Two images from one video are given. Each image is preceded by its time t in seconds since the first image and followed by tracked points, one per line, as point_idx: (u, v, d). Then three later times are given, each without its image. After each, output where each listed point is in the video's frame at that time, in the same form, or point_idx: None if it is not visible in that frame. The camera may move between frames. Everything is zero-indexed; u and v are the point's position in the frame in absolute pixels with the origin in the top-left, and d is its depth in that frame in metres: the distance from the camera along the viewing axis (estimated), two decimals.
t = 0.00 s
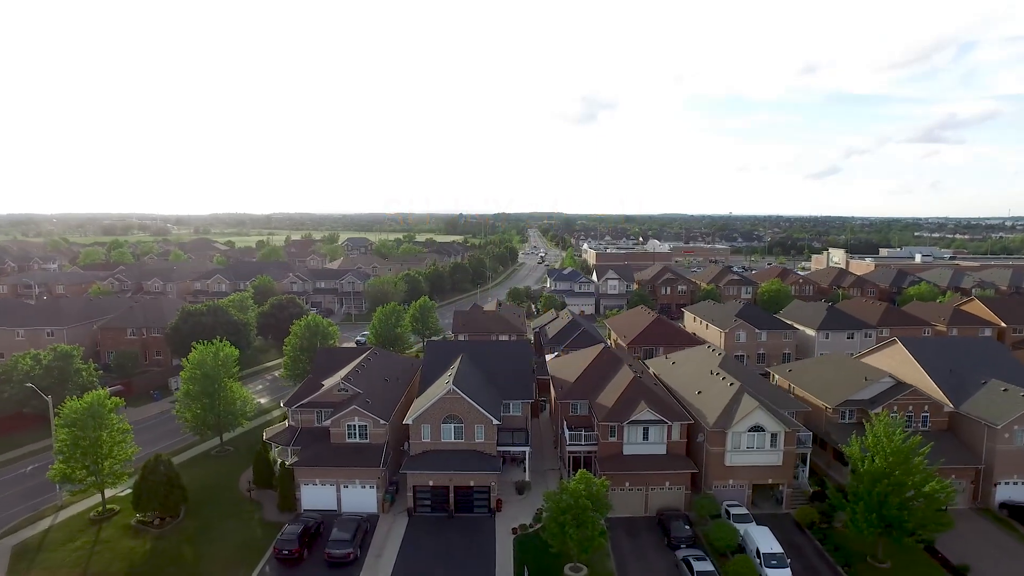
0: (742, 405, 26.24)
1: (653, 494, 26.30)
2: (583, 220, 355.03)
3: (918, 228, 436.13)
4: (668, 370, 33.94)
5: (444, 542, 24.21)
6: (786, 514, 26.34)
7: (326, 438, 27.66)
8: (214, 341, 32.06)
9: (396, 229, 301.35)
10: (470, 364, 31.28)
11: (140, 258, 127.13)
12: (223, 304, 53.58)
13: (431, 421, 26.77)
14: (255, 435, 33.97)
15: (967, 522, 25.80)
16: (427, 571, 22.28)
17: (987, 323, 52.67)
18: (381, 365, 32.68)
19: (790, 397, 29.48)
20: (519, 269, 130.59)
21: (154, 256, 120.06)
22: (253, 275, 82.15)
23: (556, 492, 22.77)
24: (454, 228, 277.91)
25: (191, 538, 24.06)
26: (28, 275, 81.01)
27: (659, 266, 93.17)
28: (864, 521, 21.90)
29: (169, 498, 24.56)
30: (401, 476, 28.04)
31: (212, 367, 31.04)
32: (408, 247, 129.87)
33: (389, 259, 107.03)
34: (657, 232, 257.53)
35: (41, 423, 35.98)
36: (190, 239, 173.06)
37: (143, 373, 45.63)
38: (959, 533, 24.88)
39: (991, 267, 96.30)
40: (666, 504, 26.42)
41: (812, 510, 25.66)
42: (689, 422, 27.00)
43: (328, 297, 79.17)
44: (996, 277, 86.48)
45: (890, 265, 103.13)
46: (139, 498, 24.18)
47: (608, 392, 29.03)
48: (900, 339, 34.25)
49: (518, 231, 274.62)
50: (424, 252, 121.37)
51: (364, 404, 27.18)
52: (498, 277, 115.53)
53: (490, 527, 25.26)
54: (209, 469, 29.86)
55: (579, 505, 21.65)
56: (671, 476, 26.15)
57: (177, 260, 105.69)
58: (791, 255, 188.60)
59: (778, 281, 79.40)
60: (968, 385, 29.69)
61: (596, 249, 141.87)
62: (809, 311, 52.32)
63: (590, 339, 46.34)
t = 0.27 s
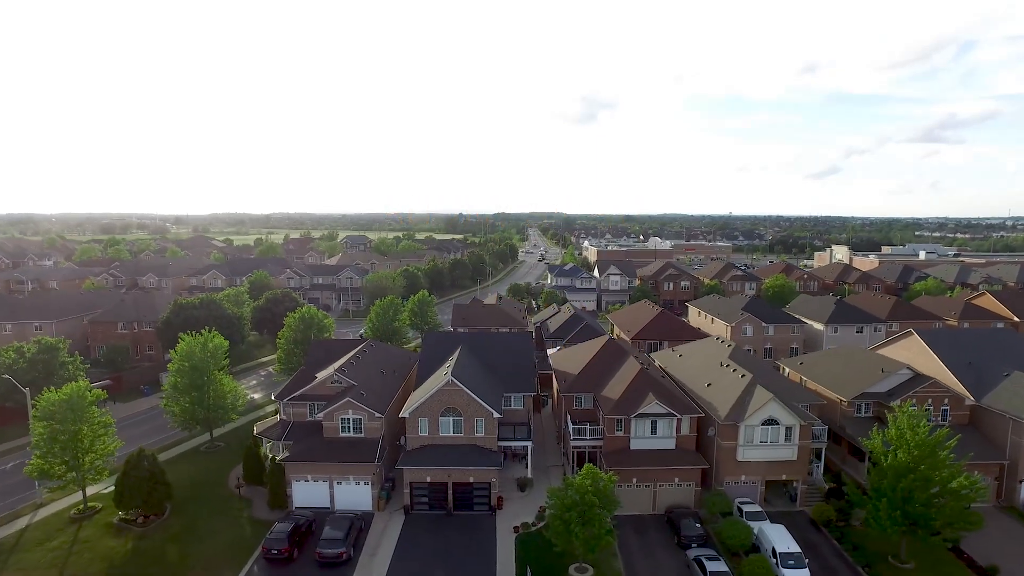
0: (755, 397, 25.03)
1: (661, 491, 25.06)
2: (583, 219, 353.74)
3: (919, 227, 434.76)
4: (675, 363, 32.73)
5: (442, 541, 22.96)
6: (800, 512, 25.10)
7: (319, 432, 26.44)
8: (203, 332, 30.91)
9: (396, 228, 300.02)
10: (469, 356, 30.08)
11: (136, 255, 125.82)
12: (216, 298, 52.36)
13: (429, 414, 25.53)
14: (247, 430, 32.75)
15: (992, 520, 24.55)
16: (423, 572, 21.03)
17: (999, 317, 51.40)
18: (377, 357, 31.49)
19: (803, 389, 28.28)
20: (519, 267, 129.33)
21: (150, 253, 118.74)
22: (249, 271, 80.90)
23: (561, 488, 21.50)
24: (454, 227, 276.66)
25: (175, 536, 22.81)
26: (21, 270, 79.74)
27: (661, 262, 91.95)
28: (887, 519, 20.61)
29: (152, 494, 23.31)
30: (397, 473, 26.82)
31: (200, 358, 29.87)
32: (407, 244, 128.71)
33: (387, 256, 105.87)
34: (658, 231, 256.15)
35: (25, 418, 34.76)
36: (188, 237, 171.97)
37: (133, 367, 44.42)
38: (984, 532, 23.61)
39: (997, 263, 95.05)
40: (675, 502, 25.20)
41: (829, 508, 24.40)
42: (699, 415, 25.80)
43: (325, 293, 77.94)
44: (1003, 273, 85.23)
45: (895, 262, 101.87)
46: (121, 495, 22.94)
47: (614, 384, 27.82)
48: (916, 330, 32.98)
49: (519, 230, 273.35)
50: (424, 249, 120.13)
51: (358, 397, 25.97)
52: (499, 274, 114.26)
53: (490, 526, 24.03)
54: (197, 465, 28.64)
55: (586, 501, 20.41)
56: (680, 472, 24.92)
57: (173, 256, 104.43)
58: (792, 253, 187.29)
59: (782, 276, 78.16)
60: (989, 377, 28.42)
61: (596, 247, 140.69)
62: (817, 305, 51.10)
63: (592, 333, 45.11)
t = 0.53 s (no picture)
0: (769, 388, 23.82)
1: (671, 487, 23.83)
2: (584, 217, 352.45)
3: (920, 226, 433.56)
4: (683, 354, 31.50)
5: (440, 540, 21.72)
6: (817, 508, 23.86)
7: (311, 425, 25.20)
8: (191, 322, 29.69)
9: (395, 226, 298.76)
10: (469, 346, 28.86)
11: (132, 252, 124.44)
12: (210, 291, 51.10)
13: (427, 406, 24.26)
14: (237, 425, 31.47)
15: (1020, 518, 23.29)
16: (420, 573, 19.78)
17: (1013, 311, 50.10)
18: (373, 349, 30.29)
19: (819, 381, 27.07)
20: (520, 264, 128.04)
21: (147, 249, 117.38)
22: (246, 267, 79.65)
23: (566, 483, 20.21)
24: (454, 225, 275.36)
25: (158, 534, 21.57)
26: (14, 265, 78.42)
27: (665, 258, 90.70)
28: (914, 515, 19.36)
29: (134, 490, 22.08)
30: (393, 468, 25.57)
31: (188, 350, 28.58)
32: (407, 241, 127.43)
33: (386, 252, 104.74)
34: (659, 229, 254.82)
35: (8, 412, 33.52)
36: (186, 234, 170.97)
37: (124, 362, 43.20)
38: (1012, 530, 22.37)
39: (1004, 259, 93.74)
40: (686, 498, 23.97)
41: (848, 505, 23.17)
42: (710, 407, 24.56)
43: (323, 288, 76.69)
44: (1011, 269, 83.93)
45: (901, 258, 100.53)
46: (100, 491, 21.70)
47: (621, 376, 26.59)
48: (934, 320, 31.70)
49: (519, 229, 272.15)
50: (423, 246, 118.84)
51: (352, 388, 24.74)
52: (499, 271, 113.03)
53: (492, 524, 22.79)
54: (184, 460, 27.40)
55: (593, 497, 19.13)
56: (691, 467, 23.70)
57: (170, 253, 103.25)
58: (794, 251, 185.90)
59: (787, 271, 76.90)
60: (1013, 368, 27.20)
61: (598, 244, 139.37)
62: (825, 298, 49.86)
63: (596, 326, 43.86)
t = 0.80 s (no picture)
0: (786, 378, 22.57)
1: (682, 482, 22.57)
2: (584, 216, 351.01)
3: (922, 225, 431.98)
4: (692, 345, 30.25)
5: (439, 538, 20.43)
6: (837, 505, 22.59)
7: (303, 417, 23.94)
8: (179, 310, 28.39)
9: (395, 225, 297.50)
10: (469, 335, 27.60)
11: (128, 249, 123.01)
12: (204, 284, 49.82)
13: (424, 396, 22.99)
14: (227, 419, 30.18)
15: None
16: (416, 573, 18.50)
17: None
18: (368, 339, 29.05)
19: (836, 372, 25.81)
20: (521, 261, 126.72)
21: (143, 246, 116.05)
22: (242, 262, 78.37)
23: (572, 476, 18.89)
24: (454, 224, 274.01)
25: (138, 531, 20.30)
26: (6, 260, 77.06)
27: (668, 253, 89.38)
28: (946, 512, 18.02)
29: (114, 485, 20.80)
30: (390, 463, 24.31)
31: (175, 339, 27.29)
32: (406, 238, 126.06)
33: (385, 248, 103.40)
34: (659, 228, 253.38)
35: None
36: (183, 232, 169.48)
37: (113, 356, 41.93)
38: None
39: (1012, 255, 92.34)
40: (697, 494, 22.71)
41: (870, 501, 21.91)
42: (723, 398, 23.31)
43: (320, 283, 75.38)
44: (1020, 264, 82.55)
45: (907, 254, 99.14)
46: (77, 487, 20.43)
47: (628, 366, 25.34)
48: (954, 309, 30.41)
49: (519, 227, 270.85)
50: (423, 243, 117.49)
51: (346, 378, 23.48)
52: (499, 267, 111.72)
53: (493, 521, 21.52)
54: (170, 455, 26.12)
55: (602, 492, 17.80)
56: (703, 461, 22.44)
57: (166, 249, 101.93)
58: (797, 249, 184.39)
59: (793, 266, 75.57)
60: None
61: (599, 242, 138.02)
62: (835, 291, 48.59)
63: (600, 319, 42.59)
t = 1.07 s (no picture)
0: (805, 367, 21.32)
1: (695, 478, 21.33)
2: (584, 215, 349.41)
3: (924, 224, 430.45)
4: (702, 336, 29.00)
5: (437, 536, 19.16)
6: (859, 502, 21.33)
7: (294, 409, 22.70)
8: (165, 298, 27.14)
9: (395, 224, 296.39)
10: (469, 324, 26.37)
11: (125, 245, 121.75)
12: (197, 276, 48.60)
13: (422, 387, 21.74)
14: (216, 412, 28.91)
15: None
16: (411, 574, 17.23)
17: None
18: (364, 330, 27.84)
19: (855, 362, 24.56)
20: (522, 258, 125.48)
21: (141, 242, 114.85)
22: (239, 257, 77.16)
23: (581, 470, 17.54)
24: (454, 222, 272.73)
25: (116, 529, 19.03)
26: None
27: (671, 249, 88.13)
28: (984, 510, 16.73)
29: (91, 480, 19.53)
30: (386, 458, 23.05)
31: (161, 328, 26.04)
32: (406, 235, 124.85)
33: (384, 244, 102.12)
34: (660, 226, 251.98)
35: None
36: (181, 228, 168.03)
37: (103, 349, 40.73)
38: None
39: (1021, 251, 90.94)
40: (711, 490, 21.48)
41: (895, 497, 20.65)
42: (738, 388, 22.06)
43: (318, 278, 74.15)
44: None
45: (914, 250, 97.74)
46: (51, 482, 19.16)
47: (637, 355, 24.09)
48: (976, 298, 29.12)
49: (520, 226, 269.55)
50: (422, 239, 116.15)
51: (339, 367, 22.25)
52: (500, 264, 110.48)
53: (495, 518, 20.26)
54: (155, 449, 24.85)
55: (614, 486, 16.46)
56: (718, 455, 21.22)
57: (163, 244, 100.75)
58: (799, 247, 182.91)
59: (799, 261, 74.25)
60: None
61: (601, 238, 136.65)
62: (845, 284, 47.31)
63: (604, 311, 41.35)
